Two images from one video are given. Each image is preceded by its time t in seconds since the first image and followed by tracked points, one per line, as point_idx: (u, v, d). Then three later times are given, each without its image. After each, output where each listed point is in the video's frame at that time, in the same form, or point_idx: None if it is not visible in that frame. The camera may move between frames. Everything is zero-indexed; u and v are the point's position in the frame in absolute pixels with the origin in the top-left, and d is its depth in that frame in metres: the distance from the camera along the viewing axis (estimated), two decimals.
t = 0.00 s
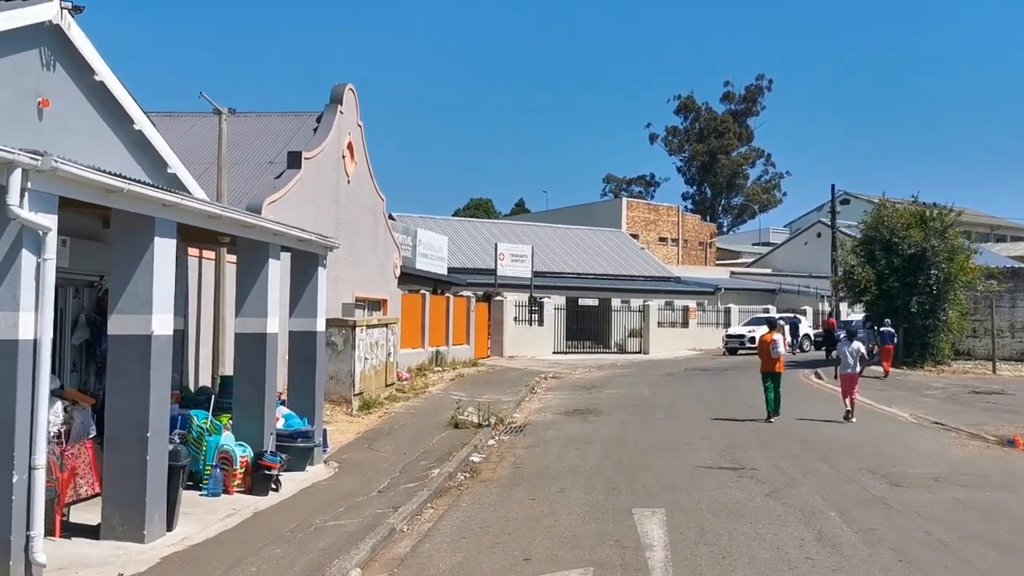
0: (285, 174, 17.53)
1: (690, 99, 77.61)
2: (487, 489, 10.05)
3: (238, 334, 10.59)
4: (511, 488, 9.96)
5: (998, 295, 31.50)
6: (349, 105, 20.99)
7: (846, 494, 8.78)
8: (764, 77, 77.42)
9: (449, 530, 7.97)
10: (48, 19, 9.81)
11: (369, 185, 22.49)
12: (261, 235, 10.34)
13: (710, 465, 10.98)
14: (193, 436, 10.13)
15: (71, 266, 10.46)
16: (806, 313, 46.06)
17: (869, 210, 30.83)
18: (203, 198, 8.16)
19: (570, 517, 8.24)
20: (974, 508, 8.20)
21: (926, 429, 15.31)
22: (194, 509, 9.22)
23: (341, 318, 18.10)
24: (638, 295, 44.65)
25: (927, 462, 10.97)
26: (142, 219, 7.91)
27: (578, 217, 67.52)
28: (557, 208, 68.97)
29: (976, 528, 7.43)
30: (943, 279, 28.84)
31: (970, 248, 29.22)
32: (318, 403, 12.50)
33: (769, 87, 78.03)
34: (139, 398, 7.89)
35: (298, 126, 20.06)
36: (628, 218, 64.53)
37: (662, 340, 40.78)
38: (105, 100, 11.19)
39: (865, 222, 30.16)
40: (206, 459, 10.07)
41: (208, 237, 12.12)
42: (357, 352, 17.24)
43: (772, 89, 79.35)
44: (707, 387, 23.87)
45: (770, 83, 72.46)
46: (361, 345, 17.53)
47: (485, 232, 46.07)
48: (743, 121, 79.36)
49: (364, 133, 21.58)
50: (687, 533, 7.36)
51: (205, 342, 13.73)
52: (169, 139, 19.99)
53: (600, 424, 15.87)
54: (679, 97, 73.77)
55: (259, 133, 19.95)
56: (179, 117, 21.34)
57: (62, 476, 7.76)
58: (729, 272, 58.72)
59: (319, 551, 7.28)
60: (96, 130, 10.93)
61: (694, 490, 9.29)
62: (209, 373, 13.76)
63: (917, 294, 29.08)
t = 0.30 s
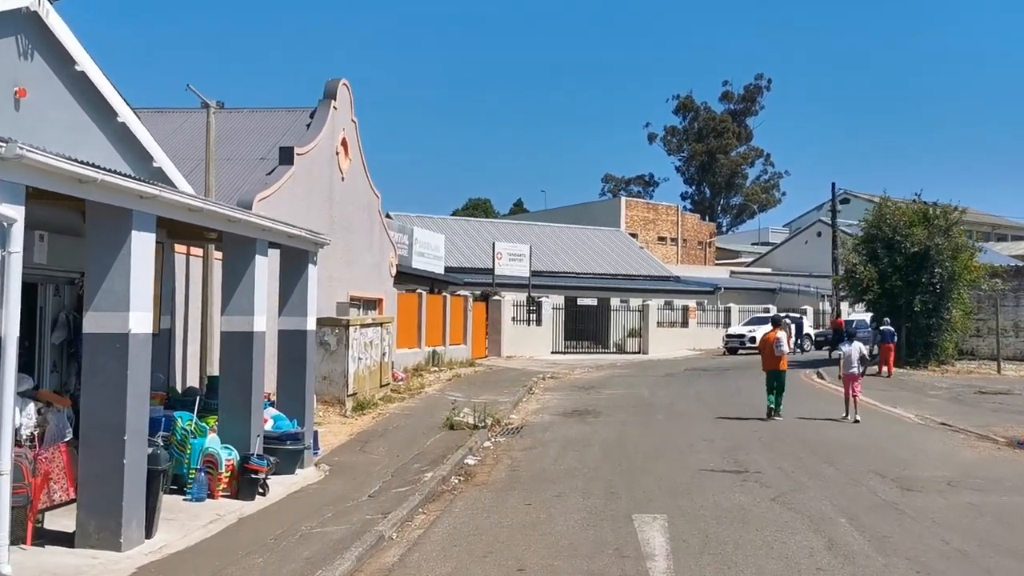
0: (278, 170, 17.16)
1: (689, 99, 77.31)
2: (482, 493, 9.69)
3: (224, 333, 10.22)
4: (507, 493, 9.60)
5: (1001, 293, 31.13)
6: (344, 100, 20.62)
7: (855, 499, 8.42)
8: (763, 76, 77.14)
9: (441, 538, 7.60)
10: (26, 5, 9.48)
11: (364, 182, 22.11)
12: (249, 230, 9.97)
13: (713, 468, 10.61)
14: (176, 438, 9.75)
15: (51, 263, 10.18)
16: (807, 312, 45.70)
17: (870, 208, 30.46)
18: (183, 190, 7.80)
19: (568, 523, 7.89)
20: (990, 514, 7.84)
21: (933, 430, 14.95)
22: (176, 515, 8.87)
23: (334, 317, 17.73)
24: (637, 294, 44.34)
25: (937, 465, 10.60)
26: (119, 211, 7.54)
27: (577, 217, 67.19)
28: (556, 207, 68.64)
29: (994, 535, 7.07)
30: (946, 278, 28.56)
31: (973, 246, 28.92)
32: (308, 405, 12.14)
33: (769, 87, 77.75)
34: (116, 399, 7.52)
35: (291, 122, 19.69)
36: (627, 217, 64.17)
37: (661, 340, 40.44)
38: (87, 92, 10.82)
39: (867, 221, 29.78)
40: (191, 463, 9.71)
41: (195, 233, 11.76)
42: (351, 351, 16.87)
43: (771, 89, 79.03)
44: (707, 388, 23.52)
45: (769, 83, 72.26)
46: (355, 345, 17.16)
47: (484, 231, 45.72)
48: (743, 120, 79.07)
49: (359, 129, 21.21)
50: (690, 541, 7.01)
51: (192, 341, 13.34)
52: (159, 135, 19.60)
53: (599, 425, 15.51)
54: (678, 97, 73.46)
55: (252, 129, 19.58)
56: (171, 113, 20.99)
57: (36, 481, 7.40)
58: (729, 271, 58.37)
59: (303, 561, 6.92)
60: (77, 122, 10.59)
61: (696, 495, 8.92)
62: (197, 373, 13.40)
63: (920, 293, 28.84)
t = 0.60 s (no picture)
0: (270, 166, 16.79)
1: (688, 97, 76.96)
2: (476, 500, 9.35)
3: (210, 333, 9.85)
4: (502, 500, 9.25)
5: (1004, 293, 30.82)
6: (337, 96, 20.25)
7: (864, 508, 8.08)
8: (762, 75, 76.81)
9: (432, 549, 7.26)
10: None
11: (358, 180, 21.75)
12: (235, 227, 9.62)
13: (715, 473, 10.27)
14: (159, 442, 9.38)
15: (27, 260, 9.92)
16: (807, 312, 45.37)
17: (871, 206, 30.06)
18: (162, 183, 7.45)
19: (565, 533, 7.54)
20: (1008, 523, 7.51)
21: (939, 432, 14.62)
22: (157, 523, 8.52)
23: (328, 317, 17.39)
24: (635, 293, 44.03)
25: (947, 470, 10.27)
26: (94, 206, 7.19)
27: (575, 216, 66.87)
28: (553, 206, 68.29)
29: (1013, 547, 6.74)
30: (950, 277, 28.27)
31: (977, 245, 28.57)
32: (298, 407, 11.79)
33: (767, 86, 77.41)
34: (91, 404, 7.16)
35: (284, 118, 19.32)
36: (625, 216, 63.80)
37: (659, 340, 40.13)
38: (67, 84, 10.48)
39: (868, 218, 29.39)
40: (174, 468, 9.34)
41: (181, 230, 11.40)
42: (344, 352, 16.52)
43: (770, 87, 78.70)
44: (707, 388, 23.18)
45: (769, 81, 72.01)
46: (349, 345, 16.81)
47: (481, 229, 45.36)
48: (741, 119, 78.74)
49: (353, 126, 20.85)
50: (694, 553, 6.67)
51: (179, 341, 12.97)
52: (149, 131, 19.21)
53: (598, 427, 15.17)
54: (676, 96, 73.06)
55: (244, 125, 19.21)
56: (161, 110, 20.63)
57: (8, 489, 7.03)
58: (728, 271, 58.01)
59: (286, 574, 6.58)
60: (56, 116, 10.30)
61: (699, 502, 8.58)
62: (184, 374, 13.04)
63: (923, 292, 28.55)
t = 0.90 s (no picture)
0: (263, 163, 16.41)
1: (687, 97, 76.65)
2: (472, 508, 8.99)
3: (196, 334, 9.46)
4: (499, 507, 8.89)
5: (1008, 292, 30.45)
6: (333, 93, 19.87)
7: (878, 517, 7.72)
8: (761, 74, 76.47)
9: (425, 561, 6.90)
10: None
11: (355, 177, 21.37)
12: (222, 224, 9.25)
13: (721, 479, 9.89)
14: (142, 449, 9.10)
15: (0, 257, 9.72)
16: (808, 311, 45.01)
17: (874, 204, 29.71)
18: (141, 177, 7.10)
19: (566, 545, 7.17)
20: None
21: (948, 435, 14.23)
22: (139, 533, 8.16)
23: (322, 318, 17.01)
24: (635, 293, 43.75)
25: (961, 475, 9.89)
26: (69, 202, 6.82)
27: (575, 216, 66.51)
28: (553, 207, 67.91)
29: None
30: (954, 276, 27.87)
31: (981, 244, 28.20)
32: (289, 411, 11.41)
33: (767, 85, 77.12)
34: (64, 410, 6.80)
35: (278, 114, 18.94)
36: (625, 216, 63.41)
37: (660, 340, 39.80)
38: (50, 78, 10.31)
39: (871, 217, 29.03)
40: (158, 475, 9.04)
41: (167, 227, 11.04)
42: (339, 353, 16.14)
43: (770, 87, 78.37)
44: (709, 390, 22.79)
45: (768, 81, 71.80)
46: (344, 346, 16.43)
47: (479, 229, 45.01)
48: (741, 119, 78.40)
49: (348, 122, 20.48)
50: (702, 566, 6.31)
51: (167, 342, 12.59)
52: (140, 128, 18.86)
53: (598, 430, 14.79)
54: (676, 96, 72.73)
55: (237, 121, 18.85)
56: (153, 106, 20.28)
57: None
58: (729, 271, 57.61)
59: None
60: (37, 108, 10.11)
61: (705, 510, 8.22)
62: (172, 377, 12.68)
63: (926, 292, 28.16)
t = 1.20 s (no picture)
0: (253, 159, 16.05)
1: (686, 96, 76.37)
2: (464, 513, 8.64)
3: (177, 333, 9.09)
4: (492, 513, 8.54)
5: (1010, 291, 30.11)
6: (326, 87, 19.52)
7: (888, 524, 7.38)
8: (760, 72, 76.20)
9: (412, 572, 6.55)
10: None
11: (348, 174, 21.01)
12: (204, 218, 8.88)
13: (723, 483, 9.54)
14: (121, 452, 8.76)
15: None
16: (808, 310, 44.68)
17: (876, 201, 29.40)
18: (112, 167, 6.73)
19: (561, 554, 6.82)
20: None
21: (954, 436, 13.90)
22: (115, 541, 7.80)
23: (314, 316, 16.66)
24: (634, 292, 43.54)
25: (970, 479, 9.55)
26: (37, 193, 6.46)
27: (573, 214, 66.16)
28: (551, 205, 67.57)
29: None
30: (956, 274, 27.52)
31: (983, 241, 27.88)
32: (277, 412, 11.05)
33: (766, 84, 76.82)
34: (32, 413, 6.44)
35: (269, 109, 18.58)
36: (624, 214, 63.04)
37: (658, 339, 39.51)
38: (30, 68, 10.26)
39: (873, 215, 28.73)
40: (136, 480, 8.68)
41: (149, 222, 10.70)
42: (331, 353, 15.79)
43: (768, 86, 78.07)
44: (708, 389, 22.46)
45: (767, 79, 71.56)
46: (336, 346, 16.07)
47: (477, 227, 44.68)
48: (739, 118, 78.08)
49: (342, 117, 20.13)
50: None
51: (152, 342, 12.23)
52: (129, 123, 18.55)
53: (596, 431, 14.44)
54: (674, 95, 72.49)
55: (228, 116, 18.51)
56: (142, 101, 19.97)
57: None
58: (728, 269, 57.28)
59: None
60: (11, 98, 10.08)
61: (706, 516, 7.88)
62: (157, 377, 12.34)
63: (928, 290, 27.82)
